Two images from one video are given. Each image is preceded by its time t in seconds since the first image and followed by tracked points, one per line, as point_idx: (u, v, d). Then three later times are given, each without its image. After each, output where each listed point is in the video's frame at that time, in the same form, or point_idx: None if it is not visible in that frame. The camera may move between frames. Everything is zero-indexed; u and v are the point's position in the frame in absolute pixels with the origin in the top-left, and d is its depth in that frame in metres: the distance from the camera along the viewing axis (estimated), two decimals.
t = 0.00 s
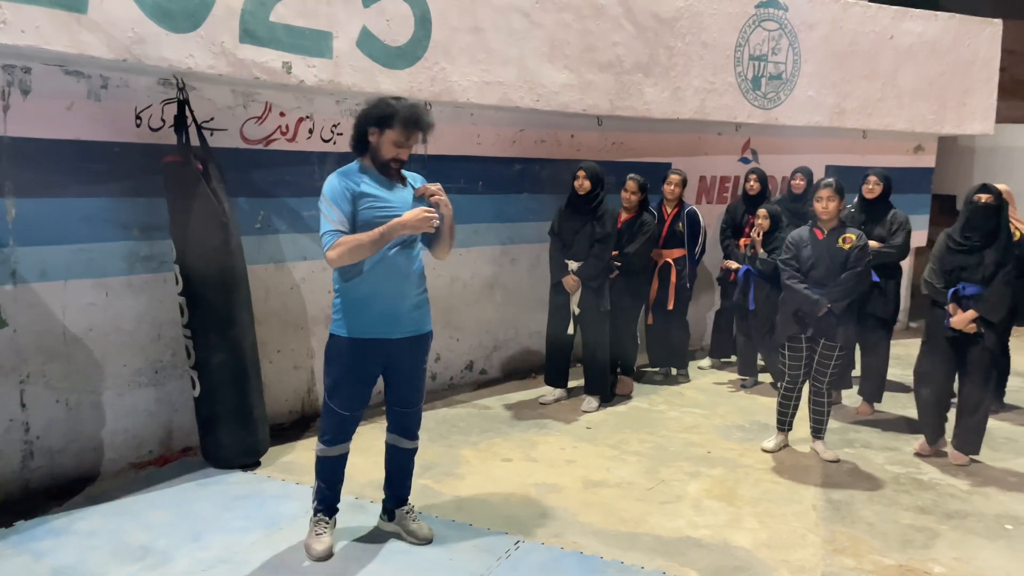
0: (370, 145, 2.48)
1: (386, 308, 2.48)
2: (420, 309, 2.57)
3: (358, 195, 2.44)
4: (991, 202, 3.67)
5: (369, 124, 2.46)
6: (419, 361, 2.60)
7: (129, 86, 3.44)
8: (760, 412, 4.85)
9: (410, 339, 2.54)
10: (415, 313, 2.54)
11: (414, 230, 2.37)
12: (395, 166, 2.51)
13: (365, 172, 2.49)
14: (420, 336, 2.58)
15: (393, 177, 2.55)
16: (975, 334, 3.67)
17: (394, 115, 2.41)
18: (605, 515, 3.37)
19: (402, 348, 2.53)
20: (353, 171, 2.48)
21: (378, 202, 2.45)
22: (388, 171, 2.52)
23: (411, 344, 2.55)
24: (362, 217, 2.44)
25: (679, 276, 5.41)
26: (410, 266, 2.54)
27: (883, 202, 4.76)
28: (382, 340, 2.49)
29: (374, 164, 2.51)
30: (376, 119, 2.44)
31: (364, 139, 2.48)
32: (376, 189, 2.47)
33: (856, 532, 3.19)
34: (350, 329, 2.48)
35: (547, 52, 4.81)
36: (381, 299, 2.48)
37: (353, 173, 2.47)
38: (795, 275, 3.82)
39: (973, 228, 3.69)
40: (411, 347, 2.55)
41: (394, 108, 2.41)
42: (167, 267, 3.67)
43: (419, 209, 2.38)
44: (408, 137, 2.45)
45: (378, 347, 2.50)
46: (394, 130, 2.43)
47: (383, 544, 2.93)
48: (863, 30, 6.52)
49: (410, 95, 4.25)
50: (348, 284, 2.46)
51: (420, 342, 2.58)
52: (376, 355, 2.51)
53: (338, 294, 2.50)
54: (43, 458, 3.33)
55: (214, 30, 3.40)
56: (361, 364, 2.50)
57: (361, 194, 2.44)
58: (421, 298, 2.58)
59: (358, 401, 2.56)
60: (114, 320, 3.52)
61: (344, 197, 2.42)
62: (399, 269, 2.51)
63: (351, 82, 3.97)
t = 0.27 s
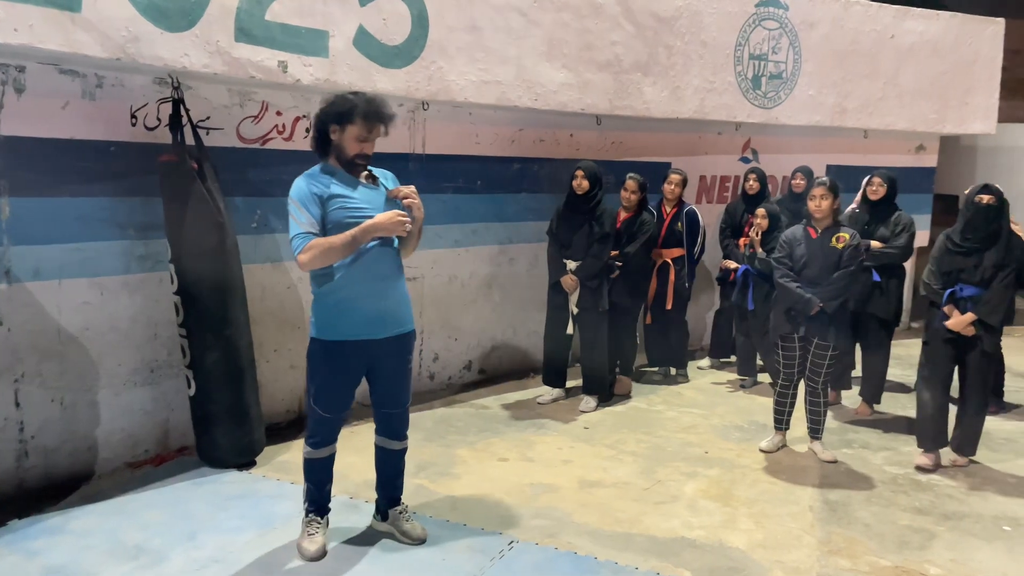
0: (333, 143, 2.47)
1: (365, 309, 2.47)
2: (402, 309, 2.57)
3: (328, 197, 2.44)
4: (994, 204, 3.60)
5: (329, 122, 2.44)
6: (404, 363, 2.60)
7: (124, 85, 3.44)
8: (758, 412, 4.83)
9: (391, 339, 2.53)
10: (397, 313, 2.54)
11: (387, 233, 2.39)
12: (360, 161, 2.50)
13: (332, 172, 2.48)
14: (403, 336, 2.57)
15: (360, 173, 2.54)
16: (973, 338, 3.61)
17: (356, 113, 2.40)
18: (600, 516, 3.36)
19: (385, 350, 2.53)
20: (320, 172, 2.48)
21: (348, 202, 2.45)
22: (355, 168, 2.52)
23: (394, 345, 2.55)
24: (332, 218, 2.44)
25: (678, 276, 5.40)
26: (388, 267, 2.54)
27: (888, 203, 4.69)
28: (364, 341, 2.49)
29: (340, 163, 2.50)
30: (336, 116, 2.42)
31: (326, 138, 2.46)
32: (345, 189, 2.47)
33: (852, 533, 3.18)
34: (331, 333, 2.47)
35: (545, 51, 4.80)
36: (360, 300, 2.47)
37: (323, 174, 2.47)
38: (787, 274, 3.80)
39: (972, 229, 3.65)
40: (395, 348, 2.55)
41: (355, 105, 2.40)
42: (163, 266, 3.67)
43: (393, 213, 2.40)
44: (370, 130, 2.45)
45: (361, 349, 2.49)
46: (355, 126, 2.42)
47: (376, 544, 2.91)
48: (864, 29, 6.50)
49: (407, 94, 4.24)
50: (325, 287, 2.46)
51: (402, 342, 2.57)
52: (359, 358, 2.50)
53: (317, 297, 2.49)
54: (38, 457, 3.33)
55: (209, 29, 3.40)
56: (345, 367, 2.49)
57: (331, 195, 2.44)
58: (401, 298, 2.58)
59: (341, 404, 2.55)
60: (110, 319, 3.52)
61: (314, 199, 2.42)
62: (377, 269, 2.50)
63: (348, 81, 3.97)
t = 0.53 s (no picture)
0: (295, 141, 2.45)
1: (337, 310, 2.46)
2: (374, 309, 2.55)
3: (289, 196, 2.43)
4: (986, 205, 3.45)
5: (289, 119, 2.42)
6: (383, 362, 2.60)
7: (119, 84, 3.44)
8: (757, 412, 4.80)
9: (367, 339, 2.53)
10: (370, 313, 2.52)
11: (339, 206, 2.31)
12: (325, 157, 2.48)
13: (295, 171, 2.46)
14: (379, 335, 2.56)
15: (325, 169, 2.52)
16: (964, 341, 3.50)
17: (313, 107, 2.38)
18: (594, 516, 3.34)
19: (363, 350, 2.53)
20: (281, 172, 2.47)
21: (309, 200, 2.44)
22: (320, 165, 2.50)
23: (371, 345, 2.54)
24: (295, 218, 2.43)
25: (678, 276, 5.37)
26: (358, 266, 2.52)
27: (893, 203, 4.62)
28: (339, 342, 2.47)
29: (304, 161, 2.47)
30: (295, 113, 2.39)
31: (287, 136, 2.44)
32: (307, 188, 2.45)
33: (847, 535, 3.15)
34: (303, 336, 2.46)
35: (543, 49, 4.78)
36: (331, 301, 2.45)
37: (284, 174, 2.46)
38: (782, 274, 3.79)
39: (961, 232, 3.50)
40: (373, 347, 2.55)
41: (311, 99, 2.37)
42: (158, 264, 3.67)
43: (342, 183, 2.33)
44: (332, 124, 2.42)
45: (337, 350, 2.48)
46: (316, 121, 2.40)
47: (366, 544, 2.90)
48: (867, 27, 6.45)
49: (403, 93, 4.23)
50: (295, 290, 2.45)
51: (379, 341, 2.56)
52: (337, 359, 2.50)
53: (287, 301, 2.48)
54: (32, 456, 3.34)
55: (203, 27, 3.40)
56: (322, 370, 2.49)
57: (292, 193, 2.43)
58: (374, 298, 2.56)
59: (320, 405, 2.56)
60: (104, 317, 3.52)
61: (274, 200, 2.41)
62: (346, 269, 2.48)
63: (344, 80, 3.96)
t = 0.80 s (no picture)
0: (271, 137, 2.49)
1: (320, 310, 2.45)
2: (359, 307, 2.54)
3: (268, 196, 2.43)
4: (977, 205, 3.41)
5: (261, 118, 2.47)
6: (372, 360, 2.58)
7: (117, 83, 3.45)
8: (758, 413, 4.78)
9: (354, 338, 2.52)
10: (355, 312, 2.51)
11: (311, 208, 2.29)
12: (304, 139, 2.45)
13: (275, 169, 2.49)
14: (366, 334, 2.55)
15: (308, 151, 2.48)
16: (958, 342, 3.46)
17: (276, 99, 2.42)
18: (590, 516, 3.33)
19: (351, 349, 2.52)
20: (263, 170, 2.48)
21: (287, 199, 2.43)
22: (301, 148, 2.46)
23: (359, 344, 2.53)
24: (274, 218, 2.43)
25: (680, 276, 5.34)
26: (340, 264, 2.51)
27: (895, 204, 4.57)
28: (325, 342, 2.47)
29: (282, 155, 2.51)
30: (263, 109, 2.44)
31: (263, 134, 2.49)
32: (287, 186, 2.45)
33: (845, 536, 3.13)
34: (287, 336, 2.46)
35: (543, 49, 4.77)
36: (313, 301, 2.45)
37: (264, 173, 2.46)
38: (780, 274, 3.78)
39: (952, 233, 3.47)
40: (361, 346, 2.54)
41: (274, 92, 2.42)
42: (156, 264, 3.68)
43: (311, 183, 2.30)
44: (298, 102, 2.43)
45: (320, 351, 2.48)
46: (280, 104, 2.41)
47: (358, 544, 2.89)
48: (871, 26, 6.42)
49: (402, 92, 4.23)
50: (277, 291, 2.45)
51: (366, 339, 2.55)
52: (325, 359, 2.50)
53: (271, 303, 2.49)
54: (30, 454, 3.35)
55: (200, 27, 3.41)
56: (310, 370, 2.49)
57: (270, 192, 2.43)
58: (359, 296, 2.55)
59: (308, 407, 2.56)
60: (102, 316, 3.53)
61: (252, 199, 2.42)
62: (328, 268, 2.47)
63: (342, 79, 3.96)
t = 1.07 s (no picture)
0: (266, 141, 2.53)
1: (313, 310, 2.45)
2: (355, 307, 2.53)
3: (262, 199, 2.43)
4: (973, 205, 3.40)
5: (256, 123, 2.51)
6: (371, 360, 2.56)
7: (117, 83, 3.46)
8: (759, 414, 4.76)
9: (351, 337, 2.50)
10: (350, 312, 2.50)
11: (299, 217, 2.28)
12: (293, 136, 2.45)
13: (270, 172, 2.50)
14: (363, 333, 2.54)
15: (298, 148, 2.46)
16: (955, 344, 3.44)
17: (263, 103, 2.45)
18: (588, 516, 3.32)
19: (348, 347, 2.50)
20: (258, 174, 2.48)
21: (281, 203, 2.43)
22: (291, 146, 2.46)
23: (356, 343, 2.51)
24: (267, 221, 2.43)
25: (684, 277, 5.33)
26: (334, 265, 2.49)
27: (897, 204, 4.54)
28: (319, 341, 2.47)
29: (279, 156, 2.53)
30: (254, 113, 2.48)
31: (259, 138, 2.53)
32: (281, 189, 2.45)
33: (844, 537, 3.11)
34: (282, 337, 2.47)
35: (544, 49, 4.77)
36: (307, 302, 2.45)
37: (258, 177, 2.47)
38: (779, 275, 3.77)
39: (948, 232, 3.45)
40: (358, 345, 2.52)
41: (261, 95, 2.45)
42: (156, 263, 3.69)
43: (298, 192, 2.29)
44: (282, 100, 2.44)
45: (314, 351, 2.47)
46: (266, 106, 2.45)
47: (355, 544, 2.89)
48: (875, 26, 6.39)
49: (402, 92, 4.23)
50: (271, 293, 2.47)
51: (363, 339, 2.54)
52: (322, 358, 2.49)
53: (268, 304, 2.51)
54: (30, 452, 3.36)
55: (200, 27, 3.42)
56: (305, 368, 2.49)
57: (264, 196, 2.43)
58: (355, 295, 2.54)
59: (305, 405, 2.56)
60: (102, 315, 3.55)
61: (246, 203, 2.43)
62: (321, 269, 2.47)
63: (341, 79, 3.97)
